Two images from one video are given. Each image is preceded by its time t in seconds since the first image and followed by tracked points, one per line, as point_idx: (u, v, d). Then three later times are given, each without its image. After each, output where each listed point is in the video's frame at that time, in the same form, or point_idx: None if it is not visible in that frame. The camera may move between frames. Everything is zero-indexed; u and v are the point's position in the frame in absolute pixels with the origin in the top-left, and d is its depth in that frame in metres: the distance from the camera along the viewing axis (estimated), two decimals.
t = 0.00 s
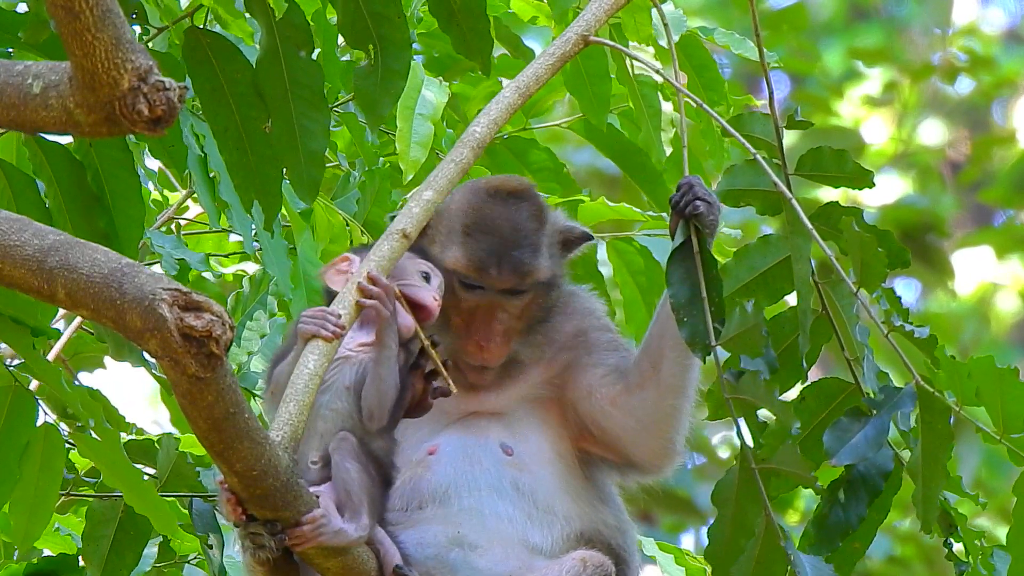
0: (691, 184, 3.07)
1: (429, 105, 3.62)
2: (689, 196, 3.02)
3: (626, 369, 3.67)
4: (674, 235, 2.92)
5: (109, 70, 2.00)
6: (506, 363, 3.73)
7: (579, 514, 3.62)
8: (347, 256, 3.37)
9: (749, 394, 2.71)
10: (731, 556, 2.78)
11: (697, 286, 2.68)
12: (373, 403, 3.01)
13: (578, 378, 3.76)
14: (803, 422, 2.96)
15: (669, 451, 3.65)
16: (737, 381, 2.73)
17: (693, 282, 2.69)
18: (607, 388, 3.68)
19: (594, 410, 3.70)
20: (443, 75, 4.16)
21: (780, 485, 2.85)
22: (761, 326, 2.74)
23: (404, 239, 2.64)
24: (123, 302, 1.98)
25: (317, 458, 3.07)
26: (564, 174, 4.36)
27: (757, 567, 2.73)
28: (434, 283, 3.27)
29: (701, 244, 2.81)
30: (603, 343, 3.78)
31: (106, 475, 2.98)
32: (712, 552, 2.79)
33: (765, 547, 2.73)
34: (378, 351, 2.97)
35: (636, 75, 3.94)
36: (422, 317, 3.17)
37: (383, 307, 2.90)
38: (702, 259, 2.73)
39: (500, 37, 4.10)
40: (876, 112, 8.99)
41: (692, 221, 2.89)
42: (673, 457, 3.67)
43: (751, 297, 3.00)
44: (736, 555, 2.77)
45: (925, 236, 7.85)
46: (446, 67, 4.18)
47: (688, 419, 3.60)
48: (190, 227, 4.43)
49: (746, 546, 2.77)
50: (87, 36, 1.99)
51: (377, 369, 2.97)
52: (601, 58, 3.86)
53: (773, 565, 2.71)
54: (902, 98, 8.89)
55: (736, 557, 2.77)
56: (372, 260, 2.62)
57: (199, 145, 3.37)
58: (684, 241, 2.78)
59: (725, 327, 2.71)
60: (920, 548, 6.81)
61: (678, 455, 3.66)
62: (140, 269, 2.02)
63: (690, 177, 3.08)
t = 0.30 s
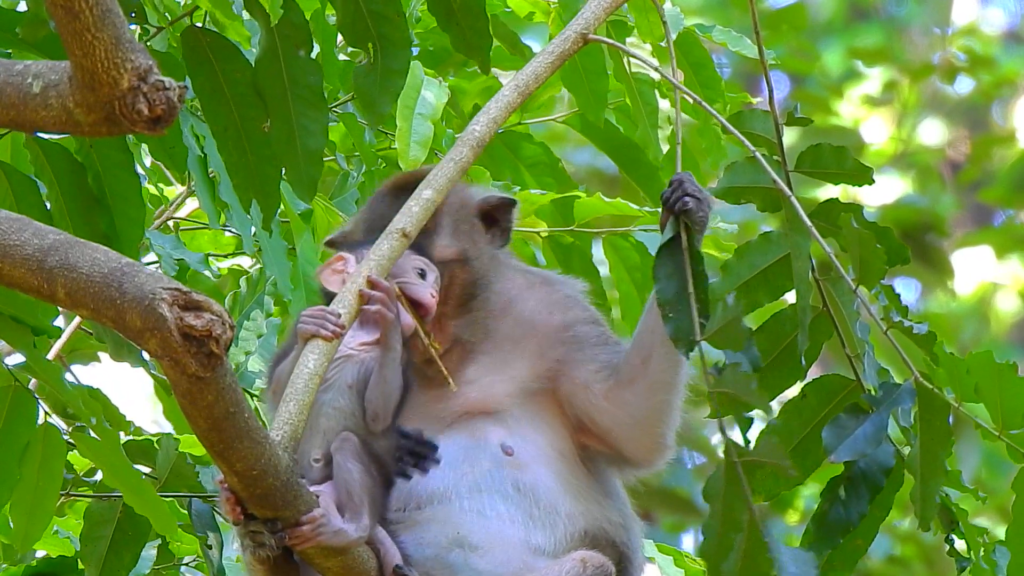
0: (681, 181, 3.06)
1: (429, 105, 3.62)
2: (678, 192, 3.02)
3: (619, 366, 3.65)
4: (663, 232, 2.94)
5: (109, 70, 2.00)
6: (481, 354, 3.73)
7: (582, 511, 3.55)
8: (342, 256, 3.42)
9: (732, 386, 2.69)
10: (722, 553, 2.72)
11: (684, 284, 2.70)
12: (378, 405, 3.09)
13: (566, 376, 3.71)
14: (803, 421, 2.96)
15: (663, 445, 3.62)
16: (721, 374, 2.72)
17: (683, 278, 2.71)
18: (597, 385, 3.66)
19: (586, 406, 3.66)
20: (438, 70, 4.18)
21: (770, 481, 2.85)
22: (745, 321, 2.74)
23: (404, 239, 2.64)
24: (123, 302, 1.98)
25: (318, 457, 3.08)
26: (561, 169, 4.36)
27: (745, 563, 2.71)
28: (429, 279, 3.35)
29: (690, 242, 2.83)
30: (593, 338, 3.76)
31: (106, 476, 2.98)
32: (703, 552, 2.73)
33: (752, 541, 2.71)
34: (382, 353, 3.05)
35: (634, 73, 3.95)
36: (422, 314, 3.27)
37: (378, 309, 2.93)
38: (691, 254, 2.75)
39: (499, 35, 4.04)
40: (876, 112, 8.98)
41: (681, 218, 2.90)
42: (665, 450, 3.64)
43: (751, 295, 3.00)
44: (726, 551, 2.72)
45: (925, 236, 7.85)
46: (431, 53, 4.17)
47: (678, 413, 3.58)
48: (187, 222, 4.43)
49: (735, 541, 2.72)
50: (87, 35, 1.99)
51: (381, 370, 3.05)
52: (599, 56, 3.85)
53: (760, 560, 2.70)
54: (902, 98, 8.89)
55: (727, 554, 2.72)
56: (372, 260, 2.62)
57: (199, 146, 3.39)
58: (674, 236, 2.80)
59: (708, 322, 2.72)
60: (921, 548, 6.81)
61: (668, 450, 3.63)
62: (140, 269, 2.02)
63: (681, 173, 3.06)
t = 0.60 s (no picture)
0: (671, 180, 3.05)
1: (428, 105, 3.61)
2: (665, 192, 3.03)
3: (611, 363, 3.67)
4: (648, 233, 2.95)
5: (109, 70, 2.00)
6: (473, 357, 3.75)
7: (581, 510, 3.55)
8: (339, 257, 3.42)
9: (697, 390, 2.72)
10: (677, 557, 2.73)
11: (665, 284, 2.71)
12: (376, 404, 3.04)
13: (561, 380, 3.72)
14: (803, 418, 2.96)
15: (656, 446, 3.64)
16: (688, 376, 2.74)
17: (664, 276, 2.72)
18: (592, 385, 3.67)
19: (583, 405, 3.66)
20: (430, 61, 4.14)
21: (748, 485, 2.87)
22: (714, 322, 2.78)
23: (404, 239, 2.64)
24: (123, 302, 1.98)
25: (317, 456, 3.07)
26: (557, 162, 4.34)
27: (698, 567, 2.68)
28: (427, 279, 3.38)
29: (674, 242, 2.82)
30: (584, 338, 3.77)
31: (108, 472, 2.99)
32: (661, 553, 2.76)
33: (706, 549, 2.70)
34: (381, 353, 3.02)
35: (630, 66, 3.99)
36: (421, 313, 3.27)
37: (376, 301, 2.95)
38: (674, 256, 2.75)
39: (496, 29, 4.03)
40: (876, 112, 8.99)
41: (668, 217, 2.91)
42: (658, 450, 3.66)
43: (751, 293, 3.00)
44: (679, 556, 2.73)
45: (925, 236, 7.86)
46: (426, 46, 4.14)
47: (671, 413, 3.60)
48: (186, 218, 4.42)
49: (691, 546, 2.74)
50: (87, 36, 1.99)
51: (380, 369, 3.02)
52: (595, 51, 3.88)
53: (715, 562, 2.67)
54: (901, 98, 8.89)
55: (682, 558, 2.72)
56: (372, 260, 2.63)
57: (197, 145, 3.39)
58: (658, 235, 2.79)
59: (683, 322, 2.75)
60: (920, 548, 6.80)
61: (661, 449, 3.65)
62: (140, 270, 2.02)
63: (669, 173, 3.05)
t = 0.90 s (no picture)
0: (675, 180, 3.07)
1: (425, 99, 3.61)
2: (669, 192, 3.03)
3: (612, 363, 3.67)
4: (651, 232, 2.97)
5: (109, 71, 2.01)
6: (473, 358, 3.74)
7: (582, 510, 3.56)
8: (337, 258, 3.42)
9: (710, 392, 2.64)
10: (680, 556, 2.74)
11: (669, 283, 2.75)
12: (361, 391, 3.11)
13: (562, 379, 3.71)
14: (801, 417, 2.97)
15: (656, 445, 3.65)
16: (699, 378, 2.66)
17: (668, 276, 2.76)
18: (593, 385, 3.66)
19: (584, 405, 3.67)
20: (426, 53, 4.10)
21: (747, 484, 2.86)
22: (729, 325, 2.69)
23: (403, 238, 2.65)
24: (123, 302, 1.98)
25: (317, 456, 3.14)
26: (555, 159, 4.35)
27: (704, 566, 2.73)
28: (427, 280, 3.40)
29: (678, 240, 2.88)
30: (585, 338, 3.76)
31: (107, 472, 2.99)
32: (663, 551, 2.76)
33: (716, 548, 2.72)
34: (365, 338, 3.07)
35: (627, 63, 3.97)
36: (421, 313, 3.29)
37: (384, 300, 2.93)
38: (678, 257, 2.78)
39: (492, 27, 4.00)
40: (876, 112, 8.99)
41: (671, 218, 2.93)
42: (658, 450, 3.67)
43: (750, 293, 3.00)
44: (685, 553, 2.74)
45: (925, 236, 7.86)
46: (421, 38, 4.11)
47: (672, 412, 3.60)
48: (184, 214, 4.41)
49: (697, 545, 2.74)
50: (87, 36, 2.00)
51: (363, 354, 3.07)
52: (592, 48, 3.88)
53: (721, 564, 2.71)
54: (901, 98, 8.89)
55: (686, 556, 2.74)
56: (372, 259, 2.66)
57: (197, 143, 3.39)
58: (661, 237, 2.84)
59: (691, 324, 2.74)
60: (920, 548, 6.79)
61: (662, 448, 3.66)
62: (140, 269, 2.02)
63: (672, 173, 3.07)
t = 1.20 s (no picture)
0: (672, 177, 3.08)
1: (425, 97, 3.60)
2: (665, 188, 3.05)
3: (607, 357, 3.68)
4: (647, 230, 2.99)
5: (108, 70, 2.01)
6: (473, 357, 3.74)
7: (583, 509, 3.56)
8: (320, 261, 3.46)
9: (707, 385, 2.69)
10: (691, 552, 2.79)
11: (664, 279, 2.75)
12: (356, 391, 3.18)
13: (557, 373, 3.71)
14: (804, 416, 2.97)
15: (652, 441, 3.66)
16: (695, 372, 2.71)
17: (662, 275, 2.76)
18: (590, 380, 3.67)
19: (581, 399, 3.67)
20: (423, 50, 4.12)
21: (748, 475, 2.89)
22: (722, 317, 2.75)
23: (404, 237, 2.65)
24: (123, 302, 1.98)
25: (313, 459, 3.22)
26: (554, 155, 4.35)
27: (710, 565, 2.79)
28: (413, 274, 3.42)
29: (673, 237, 2.87)
30: (580, 333, 3.77)
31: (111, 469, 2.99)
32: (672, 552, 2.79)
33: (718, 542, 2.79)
34: (362, 339, 3.13)
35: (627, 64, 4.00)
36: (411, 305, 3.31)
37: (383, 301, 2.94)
38: (674, 253, 2.78)
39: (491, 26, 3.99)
40: (876, 112, 8.99)
41: (667, 214, 2.96)
42: (653, 445, 3.68)
43: (751, 291, 2.99)
44: (692, 550, 2.79)
45: (925, 236, 7.86)
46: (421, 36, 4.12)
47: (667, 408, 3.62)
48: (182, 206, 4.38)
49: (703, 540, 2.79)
50: (87, 36, 2.00)
51: (361, 356, 3.14)
52: (592, 47, 3.88)
53: (725, 559, 2.79)
54: (902, 98, 8.89)
55: (694, 553, 2.79)
56: (372, 259, 2.66)
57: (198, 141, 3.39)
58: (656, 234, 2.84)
59: (686, 319, 2.74)
60: (920, 548, 6.80)
61: (657, 443, 3.67)
62: (141, 269, 2.02)
63: (669, 170, 3.09)
